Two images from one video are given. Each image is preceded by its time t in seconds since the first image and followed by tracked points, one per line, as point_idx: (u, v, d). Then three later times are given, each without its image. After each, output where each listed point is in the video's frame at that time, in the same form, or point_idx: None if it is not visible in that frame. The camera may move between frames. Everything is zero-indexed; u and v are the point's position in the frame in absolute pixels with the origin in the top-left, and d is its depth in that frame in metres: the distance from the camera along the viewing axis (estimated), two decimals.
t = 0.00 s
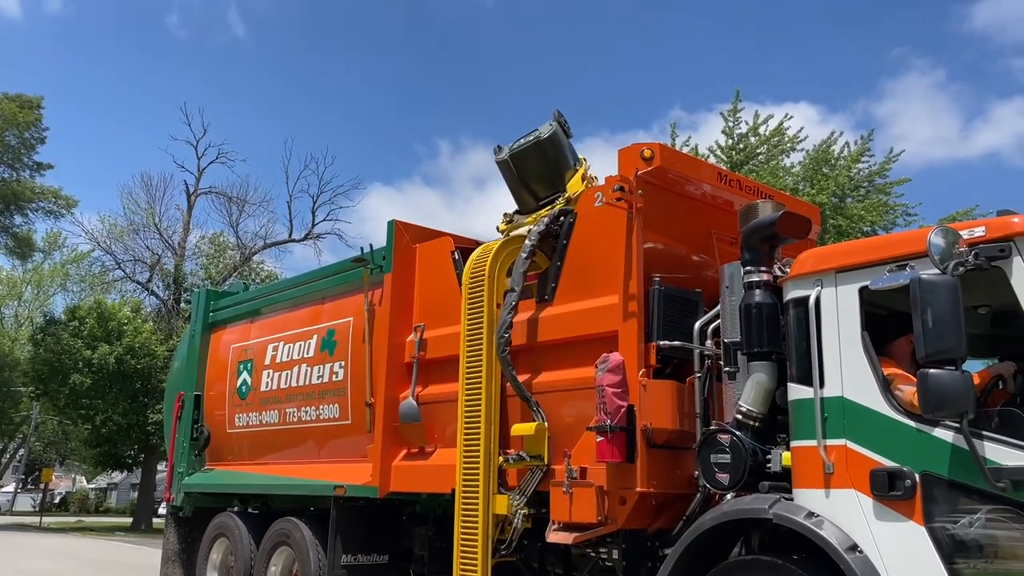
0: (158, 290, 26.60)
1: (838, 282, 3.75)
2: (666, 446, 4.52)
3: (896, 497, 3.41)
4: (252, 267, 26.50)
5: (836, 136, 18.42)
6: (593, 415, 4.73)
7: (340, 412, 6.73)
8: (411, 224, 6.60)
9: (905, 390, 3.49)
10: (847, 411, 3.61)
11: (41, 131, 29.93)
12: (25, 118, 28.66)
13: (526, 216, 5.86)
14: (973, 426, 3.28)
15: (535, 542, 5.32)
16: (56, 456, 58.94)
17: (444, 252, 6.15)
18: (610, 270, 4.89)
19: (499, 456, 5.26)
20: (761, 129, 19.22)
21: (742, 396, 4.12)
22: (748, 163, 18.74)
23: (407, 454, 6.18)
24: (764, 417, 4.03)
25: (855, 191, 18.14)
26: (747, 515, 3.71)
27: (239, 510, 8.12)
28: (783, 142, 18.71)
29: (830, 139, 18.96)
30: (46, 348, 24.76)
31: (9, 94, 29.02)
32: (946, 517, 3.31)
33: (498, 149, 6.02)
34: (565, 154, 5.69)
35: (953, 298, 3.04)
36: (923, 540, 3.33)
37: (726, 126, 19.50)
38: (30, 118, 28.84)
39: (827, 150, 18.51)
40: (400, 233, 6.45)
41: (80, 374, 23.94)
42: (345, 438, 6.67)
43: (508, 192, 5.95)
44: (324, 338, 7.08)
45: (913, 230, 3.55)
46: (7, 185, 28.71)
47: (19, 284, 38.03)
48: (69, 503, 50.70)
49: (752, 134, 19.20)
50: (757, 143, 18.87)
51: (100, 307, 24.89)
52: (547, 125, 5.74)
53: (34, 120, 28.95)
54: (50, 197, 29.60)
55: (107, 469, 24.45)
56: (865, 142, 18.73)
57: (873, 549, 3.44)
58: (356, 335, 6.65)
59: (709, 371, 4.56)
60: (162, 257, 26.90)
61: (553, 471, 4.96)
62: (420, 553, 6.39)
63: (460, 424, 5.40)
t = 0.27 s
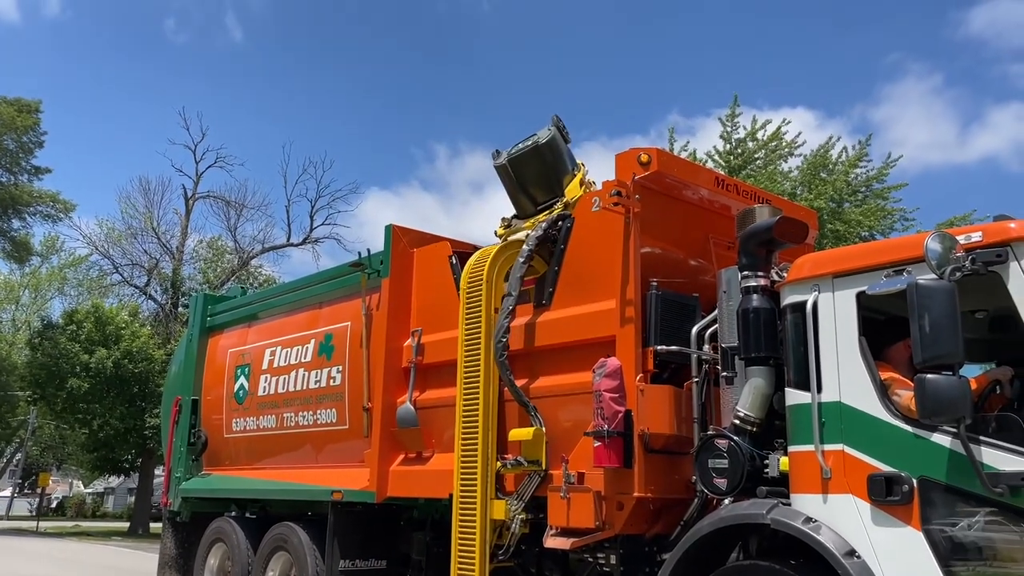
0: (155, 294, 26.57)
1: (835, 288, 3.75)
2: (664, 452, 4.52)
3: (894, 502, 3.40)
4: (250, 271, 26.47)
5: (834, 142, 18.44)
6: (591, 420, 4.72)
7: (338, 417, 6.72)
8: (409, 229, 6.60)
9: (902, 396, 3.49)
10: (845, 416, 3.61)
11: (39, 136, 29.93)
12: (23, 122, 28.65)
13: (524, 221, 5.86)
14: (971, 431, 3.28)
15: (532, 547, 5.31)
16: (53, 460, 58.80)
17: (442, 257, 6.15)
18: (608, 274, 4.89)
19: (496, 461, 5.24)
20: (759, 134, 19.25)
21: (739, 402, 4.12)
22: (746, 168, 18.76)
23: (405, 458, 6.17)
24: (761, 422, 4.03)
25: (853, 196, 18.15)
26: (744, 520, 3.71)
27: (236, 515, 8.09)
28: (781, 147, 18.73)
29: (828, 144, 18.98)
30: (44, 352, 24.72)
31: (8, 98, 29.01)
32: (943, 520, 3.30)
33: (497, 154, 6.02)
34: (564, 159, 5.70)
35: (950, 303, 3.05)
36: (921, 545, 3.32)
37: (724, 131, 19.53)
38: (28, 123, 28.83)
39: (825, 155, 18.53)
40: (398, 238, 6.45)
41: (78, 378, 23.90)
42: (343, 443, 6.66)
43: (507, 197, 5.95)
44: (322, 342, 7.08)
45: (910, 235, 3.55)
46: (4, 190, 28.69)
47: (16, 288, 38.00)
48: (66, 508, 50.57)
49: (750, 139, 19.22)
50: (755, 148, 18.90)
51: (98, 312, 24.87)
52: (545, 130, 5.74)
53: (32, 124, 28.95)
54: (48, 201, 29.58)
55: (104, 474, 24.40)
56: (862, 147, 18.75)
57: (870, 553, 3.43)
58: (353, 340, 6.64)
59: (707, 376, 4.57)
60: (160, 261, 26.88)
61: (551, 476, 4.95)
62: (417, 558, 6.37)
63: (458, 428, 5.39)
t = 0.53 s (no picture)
0: (154, 297, 26.55)
1: (834, 291, 3.76)
2: (663, 454, 4.52)
3: (893, 506, 3.40)
4: (249, 274, 26.46)
5: (833, 145, 18.46)
6: (590, 422, 4.73)
7: (337, 420, 6.71)
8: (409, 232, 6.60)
9: (901, 399, 3.49)
10: (844, 419, 3.61)
11: (38, 138, 29.91)
12: (22, 124, 28.64)
13: (524, 224, 5.86)
14: (970, 434, 3.28)
15: (531, 550, 5.31)
16: (51, 462, 58.67)
17: (441, 260, 6.16)
18: (607, 277, 4.89)
19: (495, 464, 5.24)
20: (758, 137, 19.27)
21: (738, 405, 4.12)
22: (745, 171, 18.78)
23: (404, 461, 6.17)
24: (760, 425, 4.03)
25: (852, 199, 18.17)
26: (743, 523, 3.71)
27: (234, 517, 8.08)
28: (779, 150, 18.75)
29: (826, 147, 19.01)
30: (42, 354, 24.69)
31: (6, 100, 29.01)
32: (943, 525, 3.30)
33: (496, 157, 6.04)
34: (564, 162, 5.71)
35: (949, 307, 3.05)
36: (920, 549, 3.33)
37: (723, 134, 19.55)
38: (27, 125, 28.83)
39: (824, 158, 18.55)
40: (397, 241, 6.45)
41: (76, 381, 23.87)
42: (342, 446, 6.66)
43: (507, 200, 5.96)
44: (321, 345, 7.07)
45: (908, 238, 3.56)
46: (3, 192, 28.69)
47: (14, 290, 37.97)
48: (64, 510, 50.46)
49: (748, 142, 19.24)
50: (753, 151, 18.92)
51: (96, 315, 24.85)
52: (545, 133, 5.76)
53: (30, 126, 28.95)
54: (46, 203, 29.56)
55: (102, 476, 24.37)
56: (861, 150, 18.78)
57: (869, 557, 3.44)
58: (352, 342, 6.64)
59: (706, 379, 4.57)
60: (158, 263, 26.87)
61: (550, 479, 4.95)
62: (416, 561, 6.37)
63: (458, 430, 5.39)
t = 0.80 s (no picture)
0: (153, 297, 26.55)
1: (834, 292, 3.76)
2: (662, 456, 4.52)
3: (893, 507, 3.40)
4: (248, 274, 26.45)
5: (833, 147, 18.47)
6: (590, 423, 4.73)
7: (336, 420, 6.71)
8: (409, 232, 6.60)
9: (901, 401, 3.49)
10: (844, 421, 3.62)
11: (38, 138, 29.90)
12: (22, 124, 28.63)
13: (524, 224, 5.86)
14: (970, 436, 3.28)
15: (530, 551, 5.31)
16: (49, 463, 58.67)
17: (441, 261, 6.16)
18: (607, 278, 4.89)
19: (495, 465, 5.24)
20: (758, 139, 19.28)
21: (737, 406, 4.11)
22: (745, 172, 18.79)
23: (404, 462, 6.18)
24: (760, 426, 4.02)
25: (851, 201, 18.18)
26: (743, 524, 3.71)
27: (233, 518, 8.08)
28: (779, 152, 18.75)
29: (826, 148, 19.02)
30: (41, 354, 24.69)
31: (7, 100, 29.00)
32: (942, 527, 3.30)
33: (496, 158, 6.03)
34: (564, 163, 5.71)
35: (949, 309, 3.05)
36: (920, 551, 3.33)
37: (723, 135, 19.55)
38: (27, 125, 28.82)
39: (824, 159, 18.55)
40: (397, 241, 6.45)
41: (75, 381, 23.87)
42: (341, 446, 6.66)
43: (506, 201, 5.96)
44: (320, 345, 7.07)
45: (908, 240, 3.56)
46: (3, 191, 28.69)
47: (14, 290, 37.96)
48: (63, 511, 50.43)
49: (748, 143, 19.25)
50: (753, 152, 18.93)
51: (96, 315, 24.86)
52: (545, 135, 5.76)
53: (30, 126, 28.95)
54: (46, 203, 29.56)
55: (101, 476, 24.35)
56: (861, 151, 18.79)
57: (868, 557, 3.44)
58: (352, 343, 6.64)
59: (705, 380, 4.55)
60: (158, 264, 26.87)
61: (550, 480, 4.95)
62: (416, 562, 6.37)
63: (457, 431, 5.39)
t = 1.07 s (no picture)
0: (153, 295, 26.55)
1: (834, 292, 3.76)
2: (662, 455, 4.52)
3: (892, 507, 3.40)
4: (248, 272, 26.45)
5: (833, 146, 18.46)
6: (589, 422, 4.72)
7: (336, 419, 6.71)
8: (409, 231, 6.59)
9: (901, 400, 3.49)
10: (843, 421, 3.61)
11: (38, 135, 29.89)
12: (22, 122, 28.62)
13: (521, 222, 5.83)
14: (969, 436, 3.28)
15: (530, 550, 5.31)
16: (50, 460, 58.70)
17: (441, 259, 6.15)
18: (607, 277, 4.89)
19: (495, 463, 5.24)
20: (758, 137, 19.27)
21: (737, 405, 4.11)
22: (745, 171, 18.78)
23: (404, 460, 6.18)
24: (759, 426, 4.02)
25: (851, 200, 18.17)
26: (743, 523, 3.71)
27: (233, 516, 8.08)
28: (779, 151, 18.74)
29: (826, 148, 19.01)
30: (41, 352, 24.70)
31: (7, 98, 28.99)
32: (941, 523, 3.30)
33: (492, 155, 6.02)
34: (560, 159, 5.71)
35: (949, 308, 3.05)
36: (919, 551, 3.33)
37: (723, 134, 19.55)
38: (27, 122, 28.80)
39: (824, 158, 18.54)
40: (396, 240, 6.44)
41: (75, 378, 23.87)
42: (341, 445, 6.66)
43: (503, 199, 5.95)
44: (320, 344, 7.07)
45: (908, 239, 3.56)
46: (3, 189, 28.69)
47: (14, 288, 37.96)
48: (63, 508, 50.47)
49: (749, 142, 19.25)
50: (754, 151, 18.92)
51: (96, 312, 24.87)
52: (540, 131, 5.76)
53: (30, 124, 28.93)
54: (46, 201, 29.55)
55: (101, 474, 24.36)
56: (861, 151, 18.78)
57: (867, 556, 3.45)
58: (351, 341, 6.63)
59: (704, 379, 4.55)
60: (158, 262, 26.86)
61: (549, 478, 4.95)
62: (415, 560, 6.36)
63: (457, 430, 5.39)
